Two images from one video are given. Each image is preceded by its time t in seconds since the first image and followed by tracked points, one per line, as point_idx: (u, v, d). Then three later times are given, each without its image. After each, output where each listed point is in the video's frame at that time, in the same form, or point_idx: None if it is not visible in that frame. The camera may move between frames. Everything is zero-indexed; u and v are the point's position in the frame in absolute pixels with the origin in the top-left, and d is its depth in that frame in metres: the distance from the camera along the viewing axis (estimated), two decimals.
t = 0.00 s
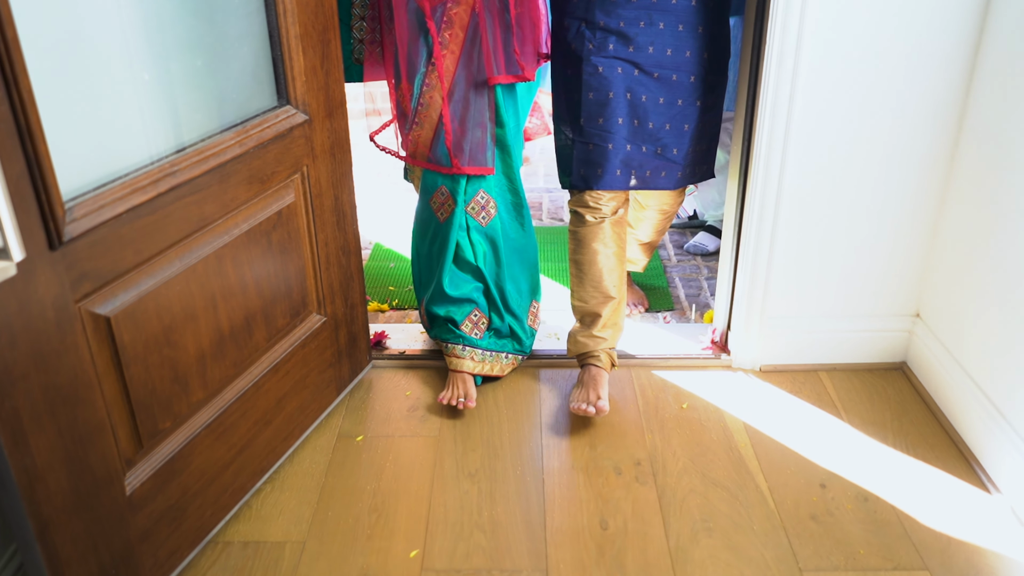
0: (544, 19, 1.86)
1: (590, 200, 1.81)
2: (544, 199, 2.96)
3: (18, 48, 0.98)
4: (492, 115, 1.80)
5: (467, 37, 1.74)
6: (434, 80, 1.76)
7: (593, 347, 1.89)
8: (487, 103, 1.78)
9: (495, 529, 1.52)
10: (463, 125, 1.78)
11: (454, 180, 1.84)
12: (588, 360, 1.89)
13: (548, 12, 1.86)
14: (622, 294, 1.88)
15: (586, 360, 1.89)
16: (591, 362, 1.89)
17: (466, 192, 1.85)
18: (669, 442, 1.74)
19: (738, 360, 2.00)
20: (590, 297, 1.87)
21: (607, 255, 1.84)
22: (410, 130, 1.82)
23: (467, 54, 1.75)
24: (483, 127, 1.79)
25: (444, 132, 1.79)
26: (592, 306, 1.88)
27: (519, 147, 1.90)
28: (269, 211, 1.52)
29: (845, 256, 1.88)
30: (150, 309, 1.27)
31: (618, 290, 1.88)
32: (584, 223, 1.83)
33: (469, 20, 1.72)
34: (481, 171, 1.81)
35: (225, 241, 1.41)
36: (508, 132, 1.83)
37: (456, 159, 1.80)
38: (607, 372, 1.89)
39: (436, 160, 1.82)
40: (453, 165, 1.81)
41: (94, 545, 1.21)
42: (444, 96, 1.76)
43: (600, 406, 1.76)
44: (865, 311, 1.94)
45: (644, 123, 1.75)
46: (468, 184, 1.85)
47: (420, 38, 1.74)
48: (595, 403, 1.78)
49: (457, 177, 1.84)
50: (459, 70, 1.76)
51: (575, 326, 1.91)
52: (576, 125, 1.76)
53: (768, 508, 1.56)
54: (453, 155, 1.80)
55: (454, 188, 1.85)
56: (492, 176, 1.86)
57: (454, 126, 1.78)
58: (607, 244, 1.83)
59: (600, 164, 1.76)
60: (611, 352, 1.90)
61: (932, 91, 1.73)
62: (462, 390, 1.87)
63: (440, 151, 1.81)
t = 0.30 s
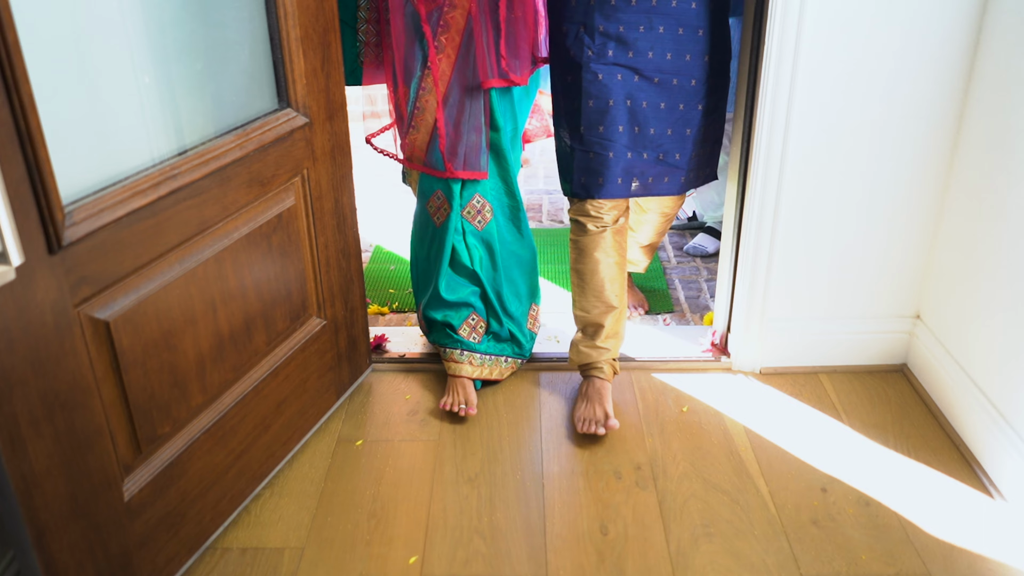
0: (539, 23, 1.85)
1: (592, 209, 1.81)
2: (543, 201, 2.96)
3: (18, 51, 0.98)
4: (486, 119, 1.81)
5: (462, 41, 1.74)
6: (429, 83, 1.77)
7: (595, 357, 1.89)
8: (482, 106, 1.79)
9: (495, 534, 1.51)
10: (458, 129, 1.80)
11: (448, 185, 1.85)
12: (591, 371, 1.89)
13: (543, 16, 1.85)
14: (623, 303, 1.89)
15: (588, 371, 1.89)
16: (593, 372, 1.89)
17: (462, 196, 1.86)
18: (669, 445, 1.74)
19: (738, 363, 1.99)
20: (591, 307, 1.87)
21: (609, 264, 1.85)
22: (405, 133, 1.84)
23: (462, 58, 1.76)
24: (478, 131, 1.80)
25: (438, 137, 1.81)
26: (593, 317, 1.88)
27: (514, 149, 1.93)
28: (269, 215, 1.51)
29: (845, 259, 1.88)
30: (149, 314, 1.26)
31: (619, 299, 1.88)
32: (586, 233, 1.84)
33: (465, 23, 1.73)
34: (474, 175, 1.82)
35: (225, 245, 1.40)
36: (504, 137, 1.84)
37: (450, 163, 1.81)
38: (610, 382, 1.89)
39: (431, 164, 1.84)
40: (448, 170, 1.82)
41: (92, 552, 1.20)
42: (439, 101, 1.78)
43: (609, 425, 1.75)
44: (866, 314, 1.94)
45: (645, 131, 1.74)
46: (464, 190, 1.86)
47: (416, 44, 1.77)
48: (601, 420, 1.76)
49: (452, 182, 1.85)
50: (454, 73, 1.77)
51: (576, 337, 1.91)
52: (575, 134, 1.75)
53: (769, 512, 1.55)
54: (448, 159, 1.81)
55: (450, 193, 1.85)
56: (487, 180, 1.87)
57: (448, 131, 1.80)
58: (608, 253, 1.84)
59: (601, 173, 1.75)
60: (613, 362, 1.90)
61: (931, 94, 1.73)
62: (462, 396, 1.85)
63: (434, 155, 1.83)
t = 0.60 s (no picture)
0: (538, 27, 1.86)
1: (588, 222, 1.82)
2: (544, 210, 2.97)
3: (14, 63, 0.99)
4: (484, 129, 1.83)
5: (460, 51, 1.77)
6: (426, 93, 1.80)
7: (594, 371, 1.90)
8: (479, 117, 1.81)
9: (493, 541, 1.51)
10: (456, 139, 1.82)
11: (446, 195, 1.87)
12: (590, 385, 1.89)
13: (542, 21, 1.86)
14: (621, 317, 1.89)
15: (587, 384, 1.90)
16: (592, 386, 1.89)
17: (458, 207, 1.88)
18: (668, 453, 1.74)
19: (737, 370, 1.99)
20: (589, 321, 1.88)
21: (605, 279, 1.86)
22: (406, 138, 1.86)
23: (461, 68, 1.78)
24: (477, 140, 1.82)
25: (435, 147, 1.83)
26: (591, 331, 1.89)
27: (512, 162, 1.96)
28: (268, 223, 1.52)
29: (845, 266, 1.88)
30: (147, 322, 1.27)
31: (617, 313, 1.89)
32: (582, 247, 1.85)
33: (464, 33, 1.75)
34: (472, 185, 1.84)
35: (223, 253, 1.41)
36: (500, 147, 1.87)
37: (447, 173, 1.83)
38: (608, 396, 1.89)
39: (429, 174, 1.87)
40: (445, 180, 1.84)
41: (90, 559, 1.21)
42: (437, 111, 1.80)
43: (608, 448, 1.72)
44: (866, 319, 1.94)
45: (643, 142, 1.75)
46: (461, 200, 1.88)
47: (413, 55, 1.80)
48: (600, 439, 1.74)
49: (448, 192, 1.87)
50: (451, 83, 1.79)
51: (575, 350, 1.92)
52: (572, 145, 1.76)
53: (767, 518, 1.55)
54: (445, 169, 1.83)
55: (447, 203, 1.87)
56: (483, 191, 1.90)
57: (446, 141, 1.82)
58: (604, 270, 1.85)
59: (598, 185, 1.76)
60: (612, 375, 1.91)
61: (931, 100, 1.73)
62: (462, 404, 1.86)
63: (432, 165, 1.85)
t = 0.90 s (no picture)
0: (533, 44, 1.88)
1: (586, 240, 1.85)
2: (542, 226, 2.99)
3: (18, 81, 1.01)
4: (483, 146, 1.86)
5: (458, 69, 1.80)
6: (426, 110, 1.84)
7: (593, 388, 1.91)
8: (477, 134, 1.84)
9: (490, 553, 1.52)
10: (455, 156, 1.85)
11: (443, 210, 1.90)
12: (588, 402, 1.90)
13: (538, 40, 1.88)
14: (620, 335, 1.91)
15: (586, 401, 1.91)
16: (591, 403, 1.90)
17: (457, 223, 1.91)
18: (665, 466, 1.75)
19: (734, 385, 2.00)
20: (588, 338, 1.90)
21: (605, 298, 1.87)
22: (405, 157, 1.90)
23: (461, 88, 1.82)
24: (477, 158, 1.85)
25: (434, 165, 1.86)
26: (589, 349, 1.90)
27: (513, 179, 2.00)
28: (266, 239, 1.54)
29: (841, 281, 1.90)
30: (147, 336, 1.28)
31: (615, 330, 1.90)
32: (580, 265, 1.87)
33: (463, 51, 1.78)
34: (472, 202, 1.87)
35: (223, 267, 1.43)
36: (499, 163, 1.90)
37: (445, 190, 1.86)
38: (606, 413, 1.90)
39: (428, 189, 1.89)
40: (443, 196, 1.87)
41: (89, 570, 1.22)
42: (434, 129, 1.82)
43: (607, 467, 1.73)
44: (861, 333, 1.95)
45: (640, 161, 1.78)
46: (459, 216, 1.91)
47: (412, 75, 1.84)
48: (600, 457, 1.75)
49: (447, 208, 1.90)
50: (450, 104, 1.83)
51: (574, 367, 1.93)
52: (568, 165, 1.78)
53: (763, 531, 1.56)
54: (443, 185, 1.86)
55: (445, 219, 1.91)
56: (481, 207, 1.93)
57: (444, 158, 1.85)
58: (604, 288, 1.87)
59: (593, 204, 1.79)
60: (611, 392, 1.92)
61: (925, 116, 1.75)
62: (460, 413, 1.88)
63: (431, 182, 1.88)
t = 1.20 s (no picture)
0: (530, 72, 1.92)
1: (583, 266, 1.88)
2: (541, 250, 3.02)
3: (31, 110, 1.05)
4: (481, 171, 1.90)
5: (458, 96, 1.85)
6: (425, 136, 1.89)
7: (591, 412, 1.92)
8: (475, 160, 1.88)
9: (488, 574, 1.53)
10: (454, 182, 1.89)
11: (443, 234, 1.93)
12: (586, 425, 1.92)
13: (536, 70, 1.92)
14: (617, 359, 1.93)
15: (583, 424, 1.92)
16: (589, 426, 1.92)
17: (457, 247, 1.94)
18: (661, 488, 1.76)
19: (730, 408, 2.02)
20: (585, 363, 1.92)
21: (603, 322, 1.90)
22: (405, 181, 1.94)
23: (460, 115, 1.87)
24: (474, 182, 1.89)
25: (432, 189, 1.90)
26: (587, 373, 1.93)
27: (512, 202, 2.04)
28: (268, 262, 1.56)
29: (834, 305, 1.92)
30: (150, 358, 1.30)
31: (613, 355, 1.93)
32: (578, 289, 1.90)
33: (462, 78, 1.83)
34: (467, 225, 1.90)
35: (226, 291, 1.46)
36: (496, 188, 1.94)
37: (444, 214, 1.90)
38: (604, 436, 1.91)
39: (427, 214, 1.93)
40: (441, 220, 1.91)
41: None
42: (433, 154, 1.87)
43: (606, 490, 1.74)
44: (856, 357, 1.97)
45: (635, 188, 1.81)
46: (459, 240, 1.95)
47: (412, 102, 1.89)
48: (599, 480, 1.76)
49: (446, 232, 1.94)
50: (449, 129, 1.88)
51: (572, 391, 1.95)
52: (564, 191, 1.82)
53: (759, 553, 1.57)
54: (441, 210, 1.90)
55: (444, 242, 1.94)
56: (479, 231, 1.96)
57: (443, 184, 1.89)
58: (602, 312, 1.90)
59: (589, 230, 1.83)
60: (608, 415, 1.93)
61: (916, 144, 1.78)
62: (456, 430, 1.91)
63: (429, 207, 1.92)
